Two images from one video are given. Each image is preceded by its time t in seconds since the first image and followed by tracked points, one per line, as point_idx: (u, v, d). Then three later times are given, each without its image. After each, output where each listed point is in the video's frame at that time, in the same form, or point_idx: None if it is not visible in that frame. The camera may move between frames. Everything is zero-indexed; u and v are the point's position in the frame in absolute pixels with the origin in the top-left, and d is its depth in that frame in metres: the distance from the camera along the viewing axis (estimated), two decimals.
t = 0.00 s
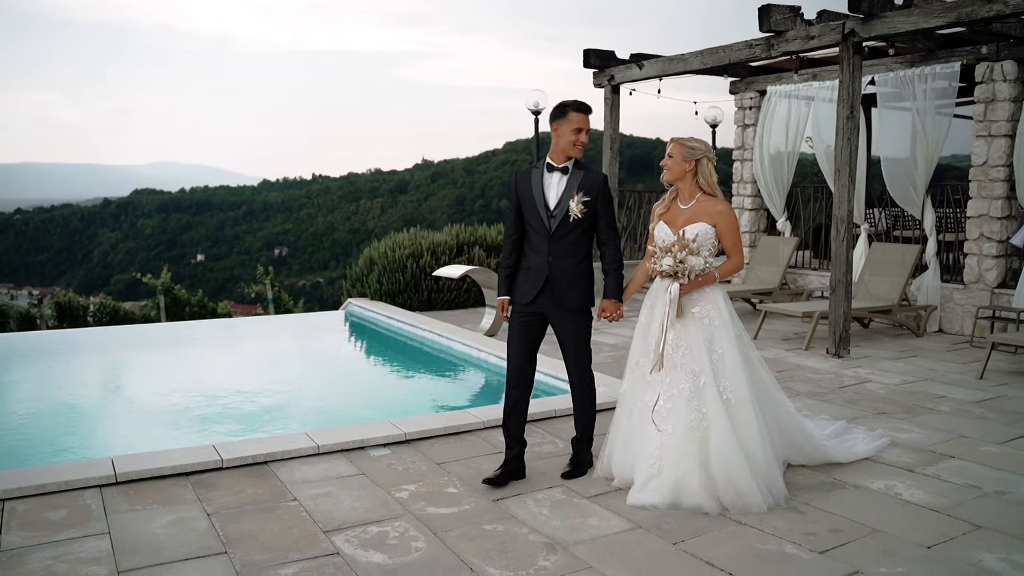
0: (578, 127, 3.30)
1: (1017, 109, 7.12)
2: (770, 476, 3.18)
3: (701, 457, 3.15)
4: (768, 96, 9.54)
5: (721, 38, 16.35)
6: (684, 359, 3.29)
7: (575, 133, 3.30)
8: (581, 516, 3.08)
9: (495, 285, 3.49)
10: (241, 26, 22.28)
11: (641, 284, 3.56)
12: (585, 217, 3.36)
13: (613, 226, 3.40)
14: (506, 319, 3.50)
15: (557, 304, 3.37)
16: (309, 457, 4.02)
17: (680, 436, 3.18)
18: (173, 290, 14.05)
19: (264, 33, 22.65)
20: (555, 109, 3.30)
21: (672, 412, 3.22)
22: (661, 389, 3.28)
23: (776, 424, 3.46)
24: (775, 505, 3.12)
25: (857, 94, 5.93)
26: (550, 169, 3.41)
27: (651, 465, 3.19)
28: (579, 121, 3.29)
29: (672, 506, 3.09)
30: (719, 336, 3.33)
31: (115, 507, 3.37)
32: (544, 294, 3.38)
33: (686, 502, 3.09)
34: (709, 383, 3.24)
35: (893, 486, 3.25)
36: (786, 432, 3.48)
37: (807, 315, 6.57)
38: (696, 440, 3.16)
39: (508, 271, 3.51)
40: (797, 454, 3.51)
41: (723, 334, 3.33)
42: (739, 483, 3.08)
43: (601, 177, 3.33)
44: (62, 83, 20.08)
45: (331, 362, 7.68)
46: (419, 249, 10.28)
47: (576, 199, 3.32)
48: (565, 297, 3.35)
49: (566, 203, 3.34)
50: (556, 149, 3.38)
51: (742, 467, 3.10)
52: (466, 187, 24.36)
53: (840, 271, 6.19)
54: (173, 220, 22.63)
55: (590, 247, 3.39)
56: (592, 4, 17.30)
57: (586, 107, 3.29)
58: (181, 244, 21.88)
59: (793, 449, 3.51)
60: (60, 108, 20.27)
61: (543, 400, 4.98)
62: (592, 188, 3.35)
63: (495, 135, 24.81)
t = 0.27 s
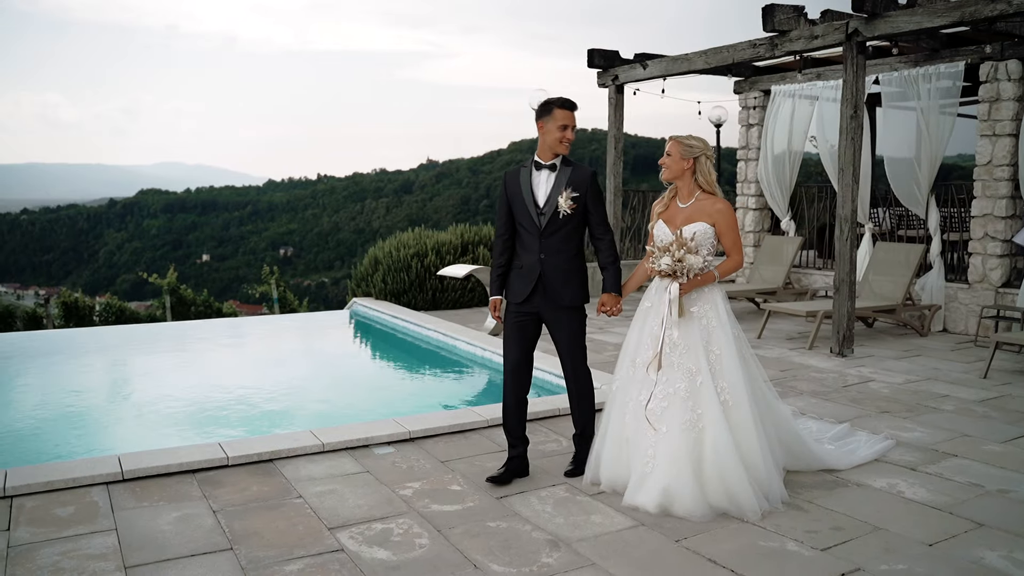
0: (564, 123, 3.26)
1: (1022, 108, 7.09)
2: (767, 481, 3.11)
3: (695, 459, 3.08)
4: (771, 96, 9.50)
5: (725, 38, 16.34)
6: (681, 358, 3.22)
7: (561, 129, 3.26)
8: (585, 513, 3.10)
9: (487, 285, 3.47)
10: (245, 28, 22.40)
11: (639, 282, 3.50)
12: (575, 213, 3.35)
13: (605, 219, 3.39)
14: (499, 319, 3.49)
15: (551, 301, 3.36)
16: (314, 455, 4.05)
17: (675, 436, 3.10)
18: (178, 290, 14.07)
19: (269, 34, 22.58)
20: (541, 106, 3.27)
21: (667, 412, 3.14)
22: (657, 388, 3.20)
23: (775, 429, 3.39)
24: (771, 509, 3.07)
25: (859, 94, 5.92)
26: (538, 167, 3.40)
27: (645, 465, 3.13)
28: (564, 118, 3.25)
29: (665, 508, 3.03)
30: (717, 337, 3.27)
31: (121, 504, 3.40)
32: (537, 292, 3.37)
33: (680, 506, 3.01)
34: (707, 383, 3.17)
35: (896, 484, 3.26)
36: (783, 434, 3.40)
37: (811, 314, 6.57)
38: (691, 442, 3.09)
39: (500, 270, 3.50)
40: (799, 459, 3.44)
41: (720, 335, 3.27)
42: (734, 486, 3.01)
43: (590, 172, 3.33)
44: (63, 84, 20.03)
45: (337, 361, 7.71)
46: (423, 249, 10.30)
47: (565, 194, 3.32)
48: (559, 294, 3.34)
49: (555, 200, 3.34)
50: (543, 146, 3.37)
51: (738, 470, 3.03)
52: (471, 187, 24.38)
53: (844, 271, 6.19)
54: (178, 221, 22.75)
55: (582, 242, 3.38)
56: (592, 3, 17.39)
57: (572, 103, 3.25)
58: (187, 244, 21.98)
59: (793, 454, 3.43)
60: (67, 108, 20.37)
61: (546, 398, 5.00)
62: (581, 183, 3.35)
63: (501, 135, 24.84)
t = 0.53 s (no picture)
0: (553, 123, 3.26)
1: None
2: (763, 484, 3.07)
3: (688, 460, 3.03)
4: (776, 96, 9.50)
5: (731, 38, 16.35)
6: (678, 358, 3.19)
7: (549, 128, 3.26)
8: (588, 511, 3.11)
9: (480, 285, 3.48)
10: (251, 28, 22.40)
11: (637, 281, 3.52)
12: (566, 211, 3.34)
13: (596, 216, 3.39)
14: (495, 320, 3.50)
15: (545, 300, 3.35)
16: (319, 453, 4.07)
17: (668, 435, 3.07)
18: (185, 290, 14.10)
19: (276, 34, 22.61)
20: (530, 106, 3.26)
21: (662, 411, 3.11)
22: (653, 386, 3.18)
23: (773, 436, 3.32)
24: (767, 512, 3.04)
25: (864, 95, 5.93)
26: (528, 167, 3.38)
27: (636, 465, 3.09)
28: (552, 116, 3.24)
29: (653, 509, 2.99)
30: (716, 339, 3.24)
31: (129, 501, 3.43)
32: (532, 291, 3.36)
33: (669, 507, 2.97)
34: (702, 384, 3.13)
35: (899, 483, 3.27)
36: (781, 441, 3.32)
37: (816, 315, 6.57)
38: (684, 442, 3.05)
39: (493, 271, 3.50)
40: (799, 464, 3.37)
41: (719, 336, 3.24)
42: (725, 486, 2.97)
43: (580, 170, 3.30)
44: (71, 83, 20.08)
45: (342, 360, 7.74)
46: (429, 249, 10.31)
47: (555, 193, 3.30)
48: (553, 293, 3.33)
49: (546, 198, 3.32)
50: (533, 145, 3.35)
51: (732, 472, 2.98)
52: (478, 187, 23.99)
53: (849, 271, 6.19)
54: (185, 221, 22.55)
55: (575, 240, 3.37)
56: (604, 4, 17.44)
57: (560, 102, 3.24)
58: (193, 244, 22.03)
59: (794, 461, 3.37)
60: (75, 108, 20.44)
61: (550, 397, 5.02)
62: (571, 180, 3.33)
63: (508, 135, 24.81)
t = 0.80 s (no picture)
0: (544, 123, 3.27)
1: None
2: (761, 486, 3.07)
3: (684, 461, 3.05)
4: (782, 96, 9.52)
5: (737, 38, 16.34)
6: (676, 359, 3.20)
7: (541, 129, 3.27)
8: (591, 508, 3.13)
9: (475, 287, 3.53)
10: (259, 28, 22.05)
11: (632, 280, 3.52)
12: (560, 211, 3.36)
13: (590, 215, 3.39)
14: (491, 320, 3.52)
15: (540, 299, 3.37)
16: (326, 451, 4.10)
17: (664, 436, 3.08)
18: (192, 289, 14.16)
19: (281, 34, 22.34)
20: (521, 106, 3.28)
21: (659, 413, 3.12)
22: (651, 387, 3.19)
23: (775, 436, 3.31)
24: (767, 513, 3.04)
25: (870, 94, 5.92)
26: (521, 167, 3.41)
27: (630, 466, 3.09)
28: (543, 117, 3.25)
29: (647, 510, 3.00)
30: (715, 340, 3.24)
31: (137, 497, 3.46)
32: (527, 291, 3.38)
33: (661, 508, 2.99)
34: (701, 386, 3.14)
35: (903, 482, 3.28)
36: (780, 443, 3.33)
37: (821, 314, 6.57)
38: (680, 443, 3.07)
39: (489, 271, 3.52)
40: (800, 466, 3.36)
41: (719, 338, 3.24)
42: (722, 487, 2.97)
43: (573, 169, 3.32)
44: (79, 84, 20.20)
45: (349, 359, 7.78)
46: (435, 248, 10.34)
47: (548, 193, 3.33)
48: (548, 292, 3.35)
49: (539, 198, 3.35)
50: (526, 146, 3.37)
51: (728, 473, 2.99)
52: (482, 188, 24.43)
53: (854, 271, 6.19)
54: (193, 221, 23.08)
55: (569, 239, 3.39)
56: (614, 3, 17.27)
57: (550, 102, 3.26)
58: (201, 244, 22.42)
59: (796, 462, 3.36)
60: (83, 109, 20.56)
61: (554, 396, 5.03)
62: (565, 180, 3.35)
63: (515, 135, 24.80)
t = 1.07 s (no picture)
0: (538, 123, 3.28)
1: None
2: (763, 487, 3.08)
3: (687, 463, 3.05)
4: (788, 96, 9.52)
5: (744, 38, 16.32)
6: (677, 362, 3.19)
7: (535, 129, 3.29)
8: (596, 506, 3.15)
9: (475, 288, 3.56)
10: (266, 29, 22.41)
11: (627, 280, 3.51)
12: (556, 211, 3.37)
13: (586, 214, 3.40)
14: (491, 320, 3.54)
15: (539, 298, 3.38)
16: (332, 449, 4.12)
17: (667, 439, 3.06)
18: (200, 290, 14.21)
19: (290, 34, 22.60)
20: (515, 107, 3.29)
21: (662, 417, 3.10)
22: (653, 390, 3.16)
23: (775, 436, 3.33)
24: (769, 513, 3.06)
25: (875, 94, 5.91)
26: (517, 167, 3.43)
27: (633, 469, 3.06)
28: (537, 116, 3.27)
29: (651, 513, 3.00)
30: (716, 342, 3.24)
31: (145, 494, 3.49)
32: (525, 291, 3.39)
33: (664, 510, 2.99)
34: (702, 388, 3.14)
35: (906, 481, 3.28)
36: (781, 442, 3.34)
37: (826, 314, 6.56)
38: (683, 446, 3.06)
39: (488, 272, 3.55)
40: (802, 466, 3.38)
41: (719, 339, 3.24)
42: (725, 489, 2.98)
43: (569, 169, 3.33)
44: (87, 85, 20.34)
45: (355, 359, 7.81)
46: (441, 248, 10.34)
47: (544, 193, 3.34)
48: (546, 292, 3.35)
49: (535, 199, 3.36)
50: (522, 146, 3.38)
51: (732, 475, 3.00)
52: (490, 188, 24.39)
53: (859, 271, 6.19)
54: (200, 220, 22.77)
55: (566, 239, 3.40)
56: (616, 3, 17.45)
57: (545, 102, 3.27)
58: (207, 244, 22.20)
59: (797, 461, 3.37)
60: (90, 108, 20.65)
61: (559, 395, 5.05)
62: (560, 180, 3.36)
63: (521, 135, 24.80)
